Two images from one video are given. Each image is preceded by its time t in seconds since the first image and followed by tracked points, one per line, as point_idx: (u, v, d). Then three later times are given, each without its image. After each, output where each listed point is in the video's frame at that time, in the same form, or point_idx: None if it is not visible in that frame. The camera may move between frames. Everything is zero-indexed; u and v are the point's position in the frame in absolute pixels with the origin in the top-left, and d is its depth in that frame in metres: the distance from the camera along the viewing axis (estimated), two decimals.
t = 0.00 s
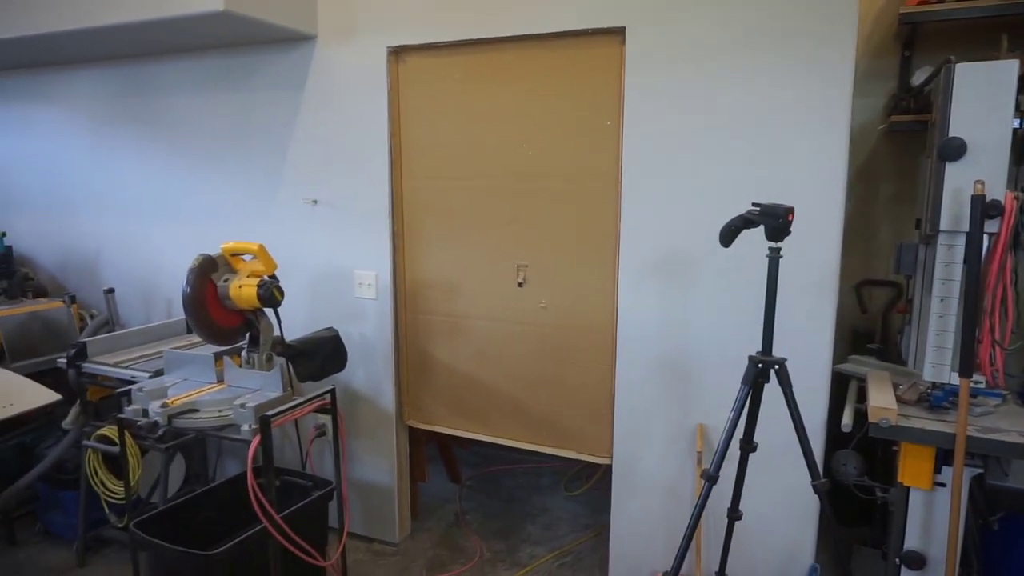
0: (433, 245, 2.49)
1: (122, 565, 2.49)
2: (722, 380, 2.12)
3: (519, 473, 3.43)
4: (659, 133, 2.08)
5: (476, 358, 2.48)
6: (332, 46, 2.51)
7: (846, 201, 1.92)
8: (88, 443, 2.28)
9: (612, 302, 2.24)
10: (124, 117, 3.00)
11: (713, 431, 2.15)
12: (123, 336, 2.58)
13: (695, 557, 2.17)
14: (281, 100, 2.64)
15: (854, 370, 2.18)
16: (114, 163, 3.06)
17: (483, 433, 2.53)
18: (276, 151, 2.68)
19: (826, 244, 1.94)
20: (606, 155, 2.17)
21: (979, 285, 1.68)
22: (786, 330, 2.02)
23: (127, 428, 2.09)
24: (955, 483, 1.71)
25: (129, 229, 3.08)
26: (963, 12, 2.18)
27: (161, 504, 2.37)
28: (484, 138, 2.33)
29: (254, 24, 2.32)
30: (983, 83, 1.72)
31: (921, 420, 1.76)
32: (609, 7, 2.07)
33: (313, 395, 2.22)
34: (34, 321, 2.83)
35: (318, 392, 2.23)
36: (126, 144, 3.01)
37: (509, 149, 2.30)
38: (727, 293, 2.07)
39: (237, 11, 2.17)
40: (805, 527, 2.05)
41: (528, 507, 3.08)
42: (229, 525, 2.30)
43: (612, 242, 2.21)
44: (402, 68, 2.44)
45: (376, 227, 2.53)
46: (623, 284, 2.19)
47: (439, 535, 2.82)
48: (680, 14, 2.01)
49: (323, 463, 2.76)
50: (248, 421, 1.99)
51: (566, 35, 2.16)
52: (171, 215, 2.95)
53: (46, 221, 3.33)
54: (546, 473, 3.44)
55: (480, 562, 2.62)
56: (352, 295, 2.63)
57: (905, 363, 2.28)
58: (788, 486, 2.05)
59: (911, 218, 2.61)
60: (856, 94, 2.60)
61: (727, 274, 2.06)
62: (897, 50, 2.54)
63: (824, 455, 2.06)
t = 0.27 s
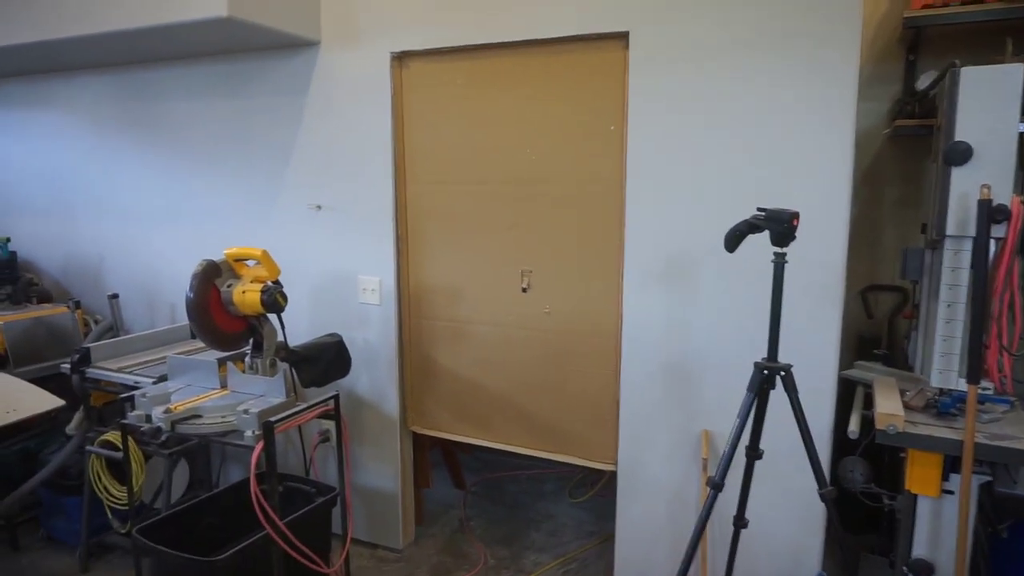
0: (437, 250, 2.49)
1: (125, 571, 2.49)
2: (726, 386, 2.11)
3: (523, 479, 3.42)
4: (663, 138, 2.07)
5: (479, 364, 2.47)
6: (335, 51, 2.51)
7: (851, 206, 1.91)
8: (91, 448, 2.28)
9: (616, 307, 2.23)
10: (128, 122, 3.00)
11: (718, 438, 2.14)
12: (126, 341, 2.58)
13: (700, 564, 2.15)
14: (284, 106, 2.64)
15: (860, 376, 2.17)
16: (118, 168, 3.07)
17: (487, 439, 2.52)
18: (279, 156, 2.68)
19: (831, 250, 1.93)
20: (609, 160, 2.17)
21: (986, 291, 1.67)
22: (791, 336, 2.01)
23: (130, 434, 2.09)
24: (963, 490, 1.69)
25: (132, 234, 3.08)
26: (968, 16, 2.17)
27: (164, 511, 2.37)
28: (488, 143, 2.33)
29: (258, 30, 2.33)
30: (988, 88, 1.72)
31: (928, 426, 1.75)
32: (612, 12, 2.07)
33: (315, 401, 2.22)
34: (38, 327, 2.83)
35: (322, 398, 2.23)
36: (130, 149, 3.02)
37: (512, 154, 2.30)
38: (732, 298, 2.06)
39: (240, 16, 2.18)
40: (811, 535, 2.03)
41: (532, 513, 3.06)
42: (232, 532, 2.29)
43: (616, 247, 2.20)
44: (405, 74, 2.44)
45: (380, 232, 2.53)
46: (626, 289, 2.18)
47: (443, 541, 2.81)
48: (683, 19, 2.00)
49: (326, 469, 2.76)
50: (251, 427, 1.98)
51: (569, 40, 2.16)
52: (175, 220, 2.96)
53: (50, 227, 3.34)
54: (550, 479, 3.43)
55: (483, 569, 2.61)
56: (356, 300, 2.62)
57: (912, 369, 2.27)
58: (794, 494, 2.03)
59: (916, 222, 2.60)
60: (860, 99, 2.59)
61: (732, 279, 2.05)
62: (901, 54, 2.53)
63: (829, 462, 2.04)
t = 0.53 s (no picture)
0: (442, 255, 2.48)
1: None
2: (733, 392, 2.09)
3: (528, 485, 3.40)
4: (669, 141, 2.05)
5: (484, 369, 2.46)
6: (340, 56, 2.51)
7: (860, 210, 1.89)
8: (95, 452, 2.27)
9: (622, 312, 2.21)
10: (133, 127, 3.01)
11: (725, 445, 2.12)
12: (131, 345, 2.58)
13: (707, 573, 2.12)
14: (289, 110, 2.64)
15: (869, 382, 2.14)
16: (124, 172, 3.07)
17: (491, 444, 2.50)
18: (284, 161, 2.68)
19: (839, 254, 1.91)
20: (615, 164, 2.15)
21: (998, 296, 1.62)
22: (799, 341, 1.99)
23: (133, 439, 2.08)
24: (974, 500, 1.66)
25: (138, 238, 3.08)
26: (977, 19, 2.15)
27: (167, 515, 2.36)
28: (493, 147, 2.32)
29: (263, 34, 2.33)
30: (999, 90, 1.69)
31: (938, 434, 1.71)
32: (617, 14, 2.06)
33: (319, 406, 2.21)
34: (43, 330, 2.83)
35: (325, 403, 2.22)
36: (136, 153, 3.02)
37: (518, 158, 2.29)
38: (739, 303, 2.04)
39: (245, 21, 2.18)
40: (819, 543, 2.00)
41: (536, 519, 3.04)
42: (235, 537, 2.28)
43: (622, 252, 2.18)
44: (410, 77, 2.43)
45: (384, 236, 2.52)
46: (632, 294, 2.16)
47: (447, 547, 2.79)
48: (689, 22, 1.99)
49: (330, 474, 2.75)
50: (254, 432, 1.97)
51: (574, 43, 2.15)
52: (180, 224, 2.96)
53: (56, 231, 3.35)
54: (555, 485, 3.40)
55: None
56: (360, 305, 2.61)
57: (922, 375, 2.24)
58: (802, 501, 2.01)
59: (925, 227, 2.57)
60: (868, 102, 2.57)
61: (739, 284, 2.03)
62: (909, 57, 2.51)
63: (838, 469, 2.02)
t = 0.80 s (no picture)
0: (455, 255, 2.47)
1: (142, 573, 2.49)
2: (750, 396, 2.06)
3: (541, 487, 3.38)
4: (686, 141, 2.03)
5: (497, 370, 2.44)
6: (354, 56, 2.51)
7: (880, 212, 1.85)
8: (110, 450, 2.28)
9: (637, 314, 2.18)
10: (149, 127, 3.03)
11: (741, 449, 2.09)
12: (146, 344, 2.59)
13: None
14: (303, 110, 2.64)
15: (889, 387, 2.10)
16: (140, 172, 3.09)
17: (504, 446, 2.48)
18: (298, 161, 2.68)
19: (860, 256, 1.87)
20: (630, 164, 2.13)
21: None
22: (818, 344, 1.95)
23: (147, 437, 2.09)
24: (998, 509, 1.61)
25: (153, 237, 3.10)
26: (1001, 17, 2.10)
27: (181, 514, 2.37)
28: (508, 147, 2.31)
29: (277, 34, 2.33)
30: None
31: (962, 442, 1.67)
32: (633, 13, 2.04)
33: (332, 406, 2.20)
34: (61, 329, 2.86)
35: (338, 403, 2.21)
36: (151, 153, 3.04)
37: (532, 158, 2.27)
38: (756, 306, 2.01)
39: (260, 20, 2.18)
40: (838, 551, 1.96)
41: (549, 522, 3.02)
42: (248, 537, 2.28)
43: (637, 253, 2.16)
44: (425, 77, 2.42)
45: (398, 237, 2.52)
46: (647, 296, 2.14)
47: (459, 549, 2.77)
48: (706, 20, 1.96)
49: (343, 474, 2.74)
50: (267, 432, 1.97)
51: (590, 42, 2.13)
52: (195, 224, 2.97)
53: (73, 230, 3.38)
54: (568, 487, 3.38)
55: None
56: (373, 305, 2.61)
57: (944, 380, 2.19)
58: (821, 508, 1.97)
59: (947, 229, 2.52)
60: (888, 102, 2.52)
61: (756, 286, 2.00)
62: (931, 56, 2.46)
63: (858, 476, 1.98)
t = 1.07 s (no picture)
0: (469, 261, 2.45)
1: None
2: (767, 406, 2.02)
3: (554, 496, 3.35)
4: (702, 147, 2.00)
5: (510, 378, 2.42)
6: (369, 61, 2.51)
7: (901, 219, 1.81)
8: (122, 455, 2.29)
9: (651, 322, 2.16)
10: (165, 133, 3.05)
11: (757, 461, 2.05)
12: (159, 349, 2.60)
13: None
14: (317, 115, 2.65)
15: (910, 398, 2.05)
16: (156, 176, 3.11)
17: (517, 455, 2.46)
18: (313, 166, 2.69)
19: (880, 264, 1.83)
20: (646, 170, 2.11)
21: None
22: (837, 354, 1.91)
23: (159, 442, 2.09)
24: None
25: (168, 243, 3.12)
26: None
27: (193, 520, 2.37)
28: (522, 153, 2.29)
29: (292, 39, 2.34)
30: None
31: (985, 454, 1.62)
32: (649, 18, 2.02)
33: (344, 413, 2.19)
34: (77, 332, 2.88)
35: (350, 410, 2.20)
36: (168, 159, 3.06)
37: (546, 164, 2.26)
38: (774, 314, 1.97)
39: (275, 26, 2.19)
40: (858, 566, 1.92)
41: (563, 531, 2.99)
42: (259, 543, 2.27)
43: (652, 260, 2.13)
44: (439, 82, 2.42)
45: (411, 242, 2.51)
46: (662, 303, 2.11)
47: (470, 558, 2.75)
48: (723, 24, 1.94)
49: (354, 481, 2.73)
50: (278, 438, 1.96)
51: (605, 47, 2.11)
52: (210, 229, 2.98)
53: (90, 235, 3.41)
54: (582, 496, 3.34)
55: None
56: (386, 311, 2.60)
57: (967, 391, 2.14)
58: (839, 521, 1.93)
59: (969, 237, 2.47)
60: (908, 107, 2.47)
61: (773, 295, 1.97)
62: (952, 61, 2.42)
63: (877, 488, 1.93)
